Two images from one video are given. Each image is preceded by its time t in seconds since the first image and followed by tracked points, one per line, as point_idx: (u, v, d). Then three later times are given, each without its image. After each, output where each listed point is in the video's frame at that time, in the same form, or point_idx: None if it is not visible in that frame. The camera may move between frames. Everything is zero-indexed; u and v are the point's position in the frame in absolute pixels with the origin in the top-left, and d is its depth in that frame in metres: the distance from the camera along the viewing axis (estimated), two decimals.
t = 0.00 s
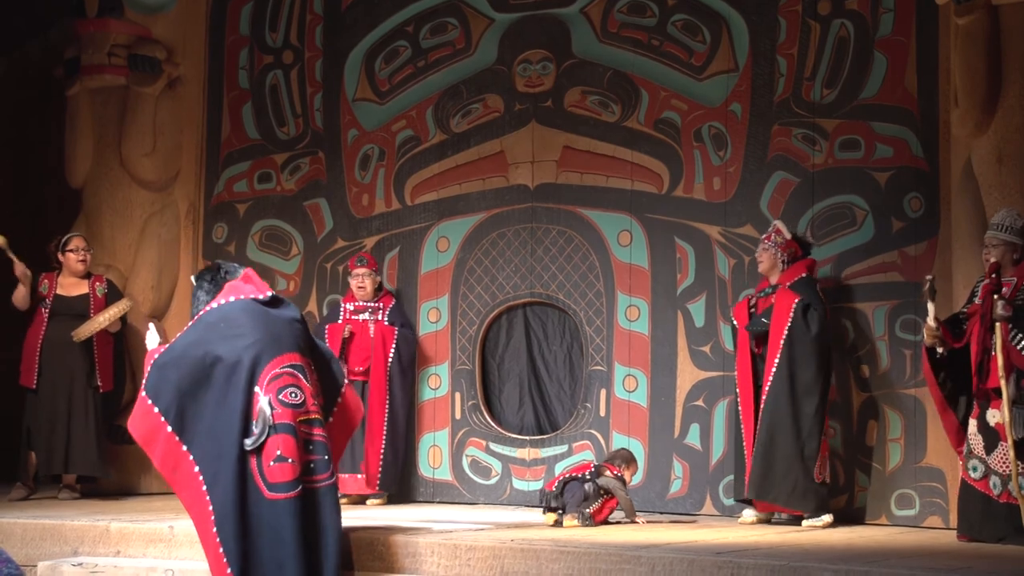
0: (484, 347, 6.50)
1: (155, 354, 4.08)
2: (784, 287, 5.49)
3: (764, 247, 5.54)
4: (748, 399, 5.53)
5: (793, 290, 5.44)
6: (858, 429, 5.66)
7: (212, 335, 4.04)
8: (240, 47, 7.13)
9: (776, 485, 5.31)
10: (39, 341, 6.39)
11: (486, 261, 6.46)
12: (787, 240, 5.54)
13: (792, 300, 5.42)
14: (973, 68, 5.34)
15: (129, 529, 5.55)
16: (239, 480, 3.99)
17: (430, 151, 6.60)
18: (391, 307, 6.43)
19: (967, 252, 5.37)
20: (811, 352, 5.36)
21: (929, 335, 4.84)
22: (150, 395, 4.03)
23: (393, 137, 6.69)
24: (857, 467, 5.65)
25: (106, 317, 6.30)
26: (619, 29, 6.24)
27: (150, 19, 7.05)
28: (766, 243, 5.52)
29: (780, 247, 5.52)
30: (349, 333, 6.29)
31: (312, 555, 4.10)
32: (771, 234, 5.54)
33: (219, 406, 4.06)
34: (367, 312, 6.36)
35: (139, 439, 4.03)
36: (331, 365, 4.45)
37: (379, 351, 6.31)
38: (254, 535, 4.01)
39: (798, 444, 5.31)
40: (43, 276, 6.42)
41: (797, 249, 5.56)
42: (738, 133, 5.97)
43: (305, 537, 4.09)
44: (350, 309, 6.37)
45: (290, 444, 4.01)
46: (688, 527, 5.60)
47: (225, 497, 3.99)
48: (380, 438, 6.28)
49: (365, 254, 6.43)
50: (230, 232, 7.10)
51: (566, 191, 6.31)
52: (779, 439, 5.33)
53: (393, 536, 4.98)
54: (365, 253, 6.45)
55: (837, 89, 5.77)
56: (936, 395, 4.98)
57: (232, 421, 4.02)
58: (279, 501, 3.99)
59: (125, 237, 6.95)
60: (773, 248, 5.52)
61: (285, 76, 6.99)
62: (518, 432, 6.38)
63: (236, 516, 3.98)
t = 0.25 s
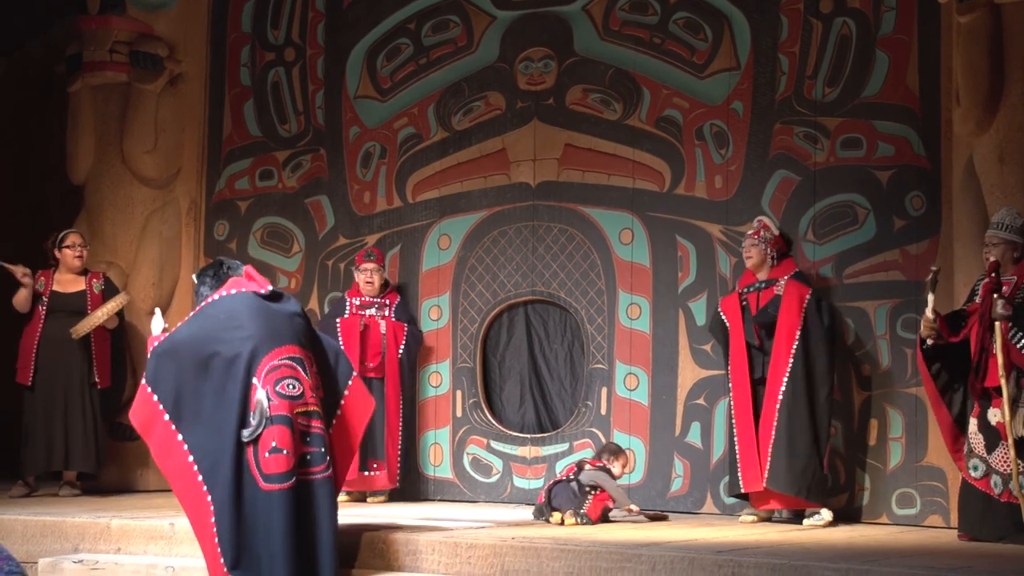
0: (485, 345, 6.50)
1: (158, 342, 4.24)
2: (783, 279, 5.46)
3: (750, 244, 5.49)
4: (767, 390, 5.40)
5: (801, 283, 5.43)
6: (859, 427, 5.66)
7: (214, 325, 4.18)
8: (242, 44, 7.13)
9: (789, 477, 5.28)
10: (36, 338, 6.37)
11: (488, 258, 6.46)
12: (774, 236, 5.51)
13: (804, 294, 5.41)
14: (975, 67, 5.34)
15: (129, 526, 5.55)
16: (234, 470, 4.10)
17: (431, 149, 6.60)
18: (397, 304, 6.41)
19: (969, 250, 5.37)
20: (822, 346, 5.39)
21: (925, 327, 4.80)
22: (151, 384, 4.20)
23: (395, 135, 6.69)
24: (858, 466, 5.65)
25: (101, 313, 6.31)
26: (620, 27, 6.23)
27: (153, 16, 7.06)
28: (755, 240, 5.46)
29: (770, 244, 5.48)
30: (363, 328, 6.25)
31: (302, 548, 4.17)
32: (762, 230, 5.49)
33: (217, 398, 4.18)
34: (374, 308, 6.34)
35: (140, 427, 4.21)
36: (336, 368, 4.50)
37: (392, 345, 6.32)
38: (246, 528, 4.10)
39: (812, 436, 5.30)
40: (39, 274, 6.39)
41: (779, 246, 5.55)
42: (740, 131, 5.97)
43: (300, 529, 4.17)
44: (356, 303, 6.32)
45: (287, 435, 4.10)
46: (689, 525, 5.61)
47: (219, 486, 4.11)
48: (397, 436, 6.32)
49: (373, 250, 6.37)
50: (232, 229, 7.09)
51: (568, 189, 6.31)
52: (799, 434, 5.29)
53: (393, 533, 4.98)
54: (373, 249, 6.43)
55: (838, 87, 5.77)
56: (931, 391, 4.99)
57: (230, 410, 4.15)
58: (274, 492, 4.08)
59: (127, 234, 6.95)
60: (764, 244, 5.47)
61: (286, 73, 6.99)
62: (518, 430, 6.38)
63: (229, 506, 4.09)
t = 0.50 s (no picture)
0: (485, 343, 6.50)
1: (153, 329, 4.23)
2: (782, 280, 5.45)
3: (745, 243, 5.45)
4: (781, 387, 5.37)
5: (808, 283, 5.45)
6: (860, 425, 5.67)
7: (214, 315, 4.18)
8: (242, 42, 7.12)
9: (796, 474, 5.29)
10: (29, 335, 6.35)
11: (488, 256, 6.46)
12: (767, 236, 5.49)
13: (812, 292, 5.42)
14: (976, 65, 5.34)
15: (129, 524, 5.55)
16: (234, 456, 4.12)
17: (432, 147, 6.59)
18: (399, 303, 6.40)
19: (969, 248, 5.37)
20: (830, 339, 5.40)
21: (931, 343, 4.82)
22: (148, 369, 4.20)
23: (395, 132, 6.68)
24: (859, 464, 5.65)
25: (92, 314, 6.28)
26: (621, 25, 6.23)
27: (153, 13, 7.06)
28: (752, 239, 5.42)
29: (765, 243, 5.45)
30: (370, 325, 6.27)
31: (299, 533, 4.19)
32: (756, 229, 5.45)
33: (216, 384, 4.20)
34: (376, 307, 6.32)
35: (136, 412, 4.20)
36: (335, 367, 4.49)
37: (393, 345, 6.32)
38: (246, 514, 4.11)
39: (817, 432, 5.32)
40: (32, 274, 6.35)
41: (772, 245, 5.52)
42: (740, 129, 5.97)
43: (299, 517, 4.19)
44: (359, 301, 6.31)
45: (287, 421, 4.11)
46: (690, 523, 5.61)
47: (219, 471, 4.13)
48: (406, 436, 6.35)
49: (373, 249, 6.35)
50: (232, 226, 7.08)
51: (568, 187, 6.31)
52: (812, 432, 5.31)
53: (396, 531, 4.98)
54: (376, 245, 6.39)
55: (839, 85, 5.77)
56: (929, 395, 5.01)
57: (231, 396, 4.16)
58: (275, 478, 4.09)
59: (128, 231, 6.96)
60: (759, 243, 5.44)
61: (286, 70, 6.98)
62: (519, 427, 6.37)
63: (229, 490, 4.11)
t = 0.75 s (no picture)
0: (485, 341, 6.49)
1: (150, 341, 4.19)
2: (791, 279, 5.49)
3: (751, 243, 5.44)
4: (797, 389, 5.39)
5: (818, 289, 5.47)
6: (860, 423, 5.66)
7: (219, 330, 4.16)
8: (241, 39, 7.09)
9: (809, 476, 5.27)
10: (23, 326, 6.37)
11: (488, 254, 6.45)
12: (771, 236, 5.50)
13: (822, 297, 5.45)
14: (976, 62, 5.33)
15: (130, 523, 5.54)
16: (237, 469, 4.13)
17: (431, 144, 6.58)
18: (399, 301, 6.39)
19: (970, 245, 5.36)
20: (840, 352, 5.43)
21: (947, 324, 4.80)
22: (145, 381, 4.16)
23: (395, 130, 6.67)
24: (860, 461, 5.64)
25: (90, 304, 6.25)
26: (621, 22, 6.22)
27: (152, 11, 7.05)
28: (759, 238, 5.42)
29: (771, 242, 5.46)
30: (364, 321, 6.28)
31: (304, 547, 4.21)
32: (763, 228, 5.45)
33: (218, 401, 4.19)
34: (374, 304, 6.32)
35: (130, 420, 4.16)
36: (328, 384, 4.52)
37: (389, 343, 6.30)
38: (249, 529, 4.11)
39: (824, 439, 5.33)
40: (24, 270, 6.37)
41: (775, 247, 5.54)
42: (741, 126, 5.96)
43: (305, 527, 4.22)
44: (358, 299, 6.32)
45: (293, 441, 4.10)
46: (691, 522, 5.61)
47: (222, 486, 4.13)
48: (403, 436, 6.32)
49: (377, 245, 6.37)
50: (231, 225, 7.06)
51: (568, 184, 6.30)
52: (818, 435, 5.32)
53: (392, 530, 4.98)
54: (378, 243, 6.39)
55: (839, 82, 5.76)
56: (942, 374, 4.96)
57: (235, 414, 4.17)
58: (280, 496, 4.09)
59: (127, 230, 6.97)
60: (765, 242, 5.45)
61: (286, 68, 6.97)
62: (520, 425, 6.36)
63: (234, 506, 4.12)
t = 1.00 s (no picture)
0: (485, 340, 6.40)
1: (138, 327, 4.10)
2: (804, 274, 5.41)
3: (768, 235, 5.36)
4: (813, 389, 5.34)
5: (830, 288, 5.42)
6: (866, 423, 5.57)
7: (216, 312, 4.13)
8: (237, 35, 7.01)
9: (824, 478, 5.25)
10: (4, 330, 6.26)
11: (488, 252, 6.36)
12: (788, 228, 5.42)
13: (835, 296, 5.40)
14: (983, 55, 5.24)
15: (124, 526, 5.45)
16: (240, 456, 4.11)
17: (430, 141, 6.50)
18: (394, 299, 6.28)
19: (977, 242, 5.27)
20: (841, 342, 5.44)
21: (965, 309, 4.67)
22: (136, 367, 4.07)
23: (393, 127, 6.58)
24: (865, 461, 5.55)
25: (72, 305, 6.11)
26: (622, 17, 6.13)
27: (146, 7, 6.97)
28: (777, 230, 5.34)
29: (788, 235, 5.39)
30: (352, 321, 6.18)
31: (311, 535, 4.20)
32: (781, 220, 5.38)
33: (212, 386, 4.16)
34: (368, 302, 6.23)
35: (118, 405, 4.07)
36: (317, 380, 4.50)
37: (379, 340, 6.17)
38: (255, 517, 4.09)
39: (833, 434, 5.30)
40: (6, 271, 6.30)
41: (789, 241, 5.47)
42: (744, 121, 5.87)
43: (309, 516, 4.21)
44: (353, 297, 6.25)
45: (296, 423, 4.11)
46: (693, 524, 5.52)
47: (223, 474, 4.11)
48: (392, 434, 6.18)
49: (376, 247, 6.20)
50: (227, 222, 6.98)
51: (569, 181, 6.21)
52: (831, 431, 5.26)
53: (397, 532, 4.87)
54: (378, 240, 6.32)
55: (844, 76, 5.68)
56: (952, 360, 4.86)
57: (233, 398, 4.15)
58: (286, 480, 4.09)
59: (120, 229, 6.87)
60: (783, 235, 5.37)
61: (282, 64, 6.88)
62: (520, 426, 6.27)
63: (237, 494, 4.10)
